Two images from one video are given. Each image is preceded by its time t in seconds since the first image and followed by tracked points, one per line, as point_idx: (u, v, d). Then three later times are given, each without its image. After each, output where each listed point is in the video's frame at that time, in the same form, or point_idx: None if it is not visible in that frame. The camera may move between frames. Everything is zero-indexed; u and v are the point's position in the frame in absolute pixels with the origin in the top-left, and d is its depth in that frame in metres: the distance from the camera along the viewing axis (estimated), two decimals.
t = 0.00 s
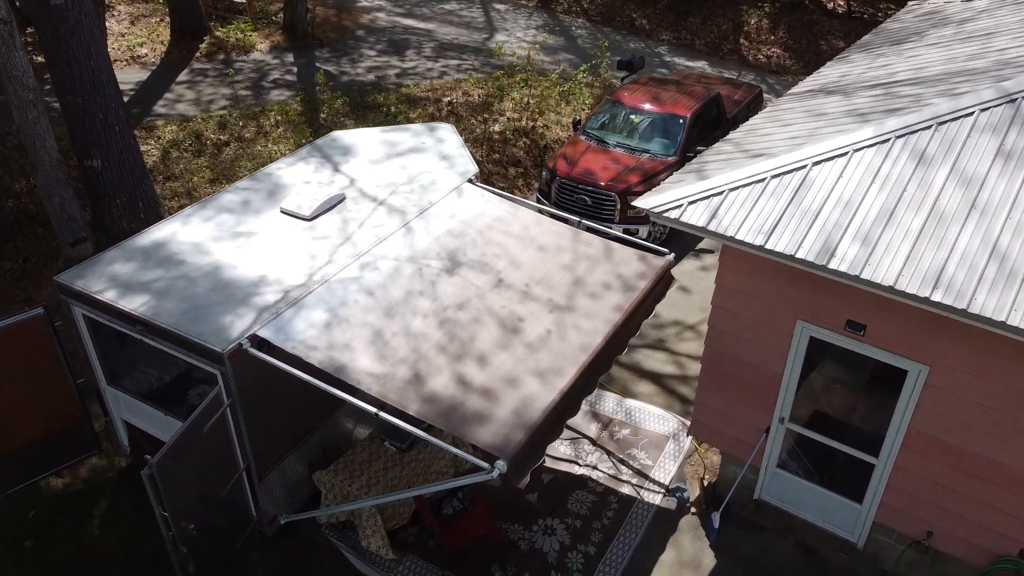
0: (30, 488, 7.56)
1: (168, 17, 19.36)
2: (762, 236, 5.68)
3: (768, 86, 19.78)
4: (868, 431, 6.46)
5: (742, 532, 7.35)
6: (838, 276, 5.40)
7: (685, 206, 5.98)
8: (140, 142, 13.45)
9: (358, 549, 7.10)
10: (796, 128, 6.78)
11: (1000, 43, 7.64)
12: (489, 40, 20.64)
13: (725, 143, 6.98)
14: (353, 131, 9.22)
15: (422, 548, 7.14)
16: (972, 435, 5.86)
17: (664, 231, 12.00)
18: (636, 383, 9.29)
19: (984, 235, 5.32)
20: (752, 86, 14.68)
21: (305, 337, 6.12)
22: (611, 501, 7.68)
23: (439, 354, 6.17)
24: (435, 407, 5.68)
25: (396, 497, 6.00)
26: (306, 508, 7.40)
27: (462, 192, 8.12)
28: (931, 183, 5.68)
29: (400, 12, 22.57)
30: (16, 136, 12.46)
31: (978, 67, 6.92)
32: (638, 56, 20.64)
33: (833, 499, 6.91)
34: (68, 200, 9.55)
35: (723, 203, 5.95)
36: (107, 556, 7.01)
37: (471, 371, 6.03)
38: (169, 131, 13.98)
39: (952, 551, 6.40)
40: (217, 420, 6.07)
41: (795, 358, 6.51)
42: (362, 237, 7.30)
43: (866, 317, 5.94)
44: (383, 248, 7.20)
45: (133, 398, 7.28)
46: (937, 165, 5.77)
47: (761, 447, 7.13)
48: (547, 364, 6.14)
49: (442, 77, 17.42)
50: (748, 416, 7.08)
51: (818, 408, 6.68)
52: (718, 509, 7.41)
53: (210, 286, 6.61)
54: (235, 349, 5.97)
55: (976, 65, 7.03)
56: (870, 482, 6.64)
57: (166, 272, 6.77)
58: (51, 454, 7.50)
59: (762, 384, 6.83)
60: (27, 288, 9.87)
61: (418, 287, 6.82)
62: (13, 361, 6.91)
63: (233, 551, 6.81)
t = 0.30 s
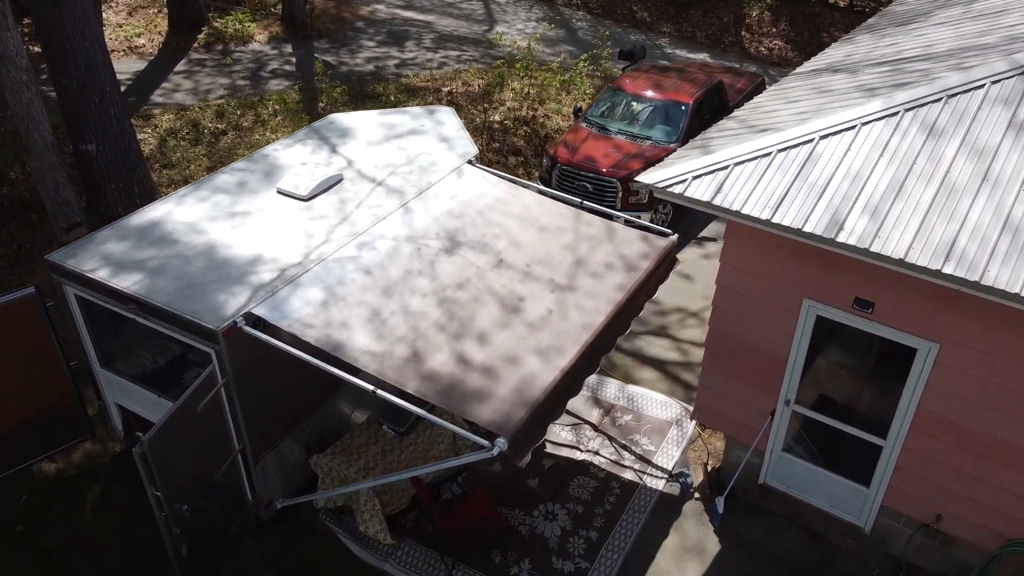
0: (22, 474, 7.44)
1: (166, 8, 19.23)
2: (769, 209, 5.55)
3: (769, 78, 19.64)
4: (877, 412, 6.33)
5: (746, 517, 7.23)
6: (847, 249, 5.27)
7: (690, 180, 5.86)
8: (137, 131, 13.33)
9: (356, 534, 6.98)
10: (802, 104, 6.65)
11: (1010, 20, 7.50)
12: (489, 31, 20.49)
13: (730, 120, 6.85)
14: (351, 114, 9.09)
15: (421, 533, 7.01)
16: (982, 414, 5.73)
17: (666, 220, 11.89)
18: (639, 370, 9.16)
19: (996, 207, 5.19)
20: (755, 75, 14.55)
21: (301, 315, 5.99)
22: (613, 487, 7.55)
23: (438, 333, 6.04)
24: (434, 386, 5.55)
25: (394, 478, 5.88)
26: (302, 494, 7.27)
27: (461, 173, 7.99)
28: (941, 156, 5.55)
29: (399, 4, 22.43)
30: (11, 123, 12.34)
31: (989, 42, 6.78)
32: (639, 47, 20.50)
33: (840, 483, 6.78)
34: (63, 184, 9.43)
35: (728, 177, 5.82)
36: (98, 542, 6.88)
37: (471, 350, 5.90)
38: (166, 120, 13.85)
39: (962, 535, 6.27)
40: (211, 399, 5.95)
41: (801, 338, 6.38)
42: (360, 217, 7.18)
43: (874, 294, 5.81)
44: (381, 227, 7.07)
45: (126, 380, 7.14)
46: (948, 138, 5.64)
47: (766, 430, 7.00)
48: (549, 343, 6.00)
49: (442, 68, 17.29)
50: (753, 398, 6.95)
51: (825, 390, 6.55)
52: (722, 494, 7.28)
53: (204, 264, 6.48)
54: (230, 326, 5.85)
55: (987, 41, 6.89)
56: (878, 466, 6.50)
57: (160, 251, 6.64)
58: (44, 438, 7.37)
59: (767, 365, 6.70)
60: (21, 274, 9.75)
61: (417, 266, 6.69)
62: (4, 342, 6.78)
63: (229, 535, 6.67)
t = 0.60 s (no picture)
0: (13, 458, 7.32)
1: None
2: (774, 182, 5.42)
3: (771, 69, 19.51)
4: (884, 394, 6.20)
5: (751, 502, 7.10)
6: (854, 222, 5.14)
7: (693, 154, 5.73)
8: (133, 119, 13.21)
9: (352, 519, 6.87)
10: (807, 80, 6.53)
11: None
12: (489, 23, 20.36)
13: (734, 96, 6.73)
14: (349, 97, 8.97)
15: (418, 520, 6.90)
16: (992, 392, 5.62)
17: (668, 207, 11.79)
18: (641, 356, 9.03)
19: (1008, 178, 5.05)
20: (757, 63, 14.42)
21: (297, 292, 5.87)
22: (615, 472, 7.42)
23: (436, 312, 5.91)
24: (432, 363, 5.42)
25: (391, 458, 5.76)
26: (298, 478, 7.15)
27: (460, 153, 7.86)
28: (951, 128, 5.43)
29: None
30: (6, 111, 12.21)
31: (998, 17, 6.65)
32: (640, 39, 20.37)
33: (846, 467, 6.65)
34: (56, 169, 9.31)
35: (732, 151, 5.70)
36: (90, 526, 6.76)
37: (470, 328, 5.77)
38: (162, 108, 13.73)
39: (969, 518, 6.16)
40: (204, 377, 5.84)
41: (805, 317, 6.26)
42: (357, 196, 7.05)
43: (881, 271, 5.69)
44: (379, 206, 6.95)
45: (119, 361, 7.00)
46: (957, 110, 5.52)
47: (770, 414, 6.88)
48: (549, 321, 5.88)
49: (441, 58, 17.16)
50: (757, 381, 6.83)
51: (831, 371, 6.42)
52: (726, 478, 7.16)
53: (198, 242, 6.36)
54: (224, 303, 5.73)
55: (996, 16, 6.76)
56: (884, 448, 6.39)
57: (152, 229, 6.51)
58: (37, 421, 7.25)
59: (771, 345, 6.58)
60: (15, 260, 9.63)
61: (415, 245, 6.56)
62: None
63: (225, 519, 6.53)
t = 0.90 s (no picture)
0: (5, 444, 7.22)
1: None
2: (778, 158, 5.32)
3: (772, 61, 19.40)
4: (889, 376, 6.10)
5: (754, 488, 7.01)
6: (860, 197, 5.03)
7: (695, 131, 5.64)
8: (130, 108, 13.11)
9: (350, 505, 6.79)
10: (812, 58, 6.43)
11: None
12: (489, 15, 20.25)
13: (737, 75, 6.63)
14: (347, 81, 8.87)
15: (416, 505, 6.81)
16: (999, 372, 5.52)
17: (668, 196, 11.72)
18: (641, 343, 8.94)
19: (1017, 152, 4.95)
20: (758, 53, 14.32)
21: (292, 272, 5.77)
22: (616, 459, 7.32)
23: (434, 291, 5.81)
24: (430, 342, 5.32)
25: (388, 440, 5.66)
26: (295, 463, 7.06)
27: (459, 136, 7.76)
28: (958, 102, 5.32)
29: None
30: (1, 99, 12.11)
31: None
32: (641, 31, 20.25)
33: (851, 451, 6.55)
34: (51, 154, 9.21)
35: (735, 127, 5.60)
36: (84, 511, 6.67)
37: (469, 307, 5.67)
38: (160, 97, 13.63)
39: (977, 502, 6.06)
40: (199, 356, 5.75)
41: (809, 299, 6.16)
42: (354, 177, 6.95)
43: (887, 250, 5.60)
44: (376, 188, 6.85)
45: (112, 345, 6.89)
46: (965, 85, 5.41)
47: (772, 398, 6.78)
48: (549, 301, 5.78)
49: (441, 49, 17.06)
50: (759, 364, 6.73)
51: (835, 354, 6.32)
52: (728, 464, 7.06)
53: (192, 222, 6.26)
54: (218, 282, 5.62)
55: None
56: (888, 432, 6.30)
57: (146, 209, 6.41)
58: (29, 406, 7.15)
59: (774, 328, 6.48)
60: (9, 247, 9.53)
61: (413, 226, 6.45)
62: None
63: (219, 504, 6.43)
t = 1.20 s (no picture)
0: None
1: None
2: (783, 128, 5.20)
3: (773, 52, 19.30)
4: (896, 354, 5.97)
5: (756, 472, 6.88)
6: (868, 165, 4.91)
7: (698, 101, 5.52)
8: (126, 96, 12.99)
9: (346, 487, 6.67)
10: (817, 30, 6.31)
11: None
12: (488, 6, 20.13)
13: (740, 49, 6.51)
14: (344, 61, 8.75)
15: (414, 487, 6.68)
16: (1010, 347, 5.40)
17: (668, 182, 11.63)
18: (642, 328, 8.82)
19: None
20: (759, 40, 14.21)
21: (286, 246, 5.65)
22: (617, 442, 7.19)
23: (431, 266, 5.68)
24: (427, 316, 5.20)
25: (384, 417, 5.53)
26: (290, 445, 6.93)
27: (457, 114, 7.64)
28: (968, 70, 5.20)
29: None
30: None
31: None
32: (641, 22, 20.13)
33: (856, 432, 6.42)
34: (45, 137, 9.09)
35: (739, 97, 5.48)
36: (75, 492, 6.55)
37: (467, 282, 5.54)
38: (156, 85, 13.52)
39: (986, 482, 5.94)
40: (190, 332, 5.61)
41: (814, 275, 6.04)
42: (350, 154, 6.83)
43: (894, 223, 5.48)
44: (372, 164, 6.73)
45: (103, 324, 6.77)
46: (974, 53, 5.29)
47: (776, 379, 6.66)
48: (548, 276, 5.65)
49: (440, 39, 16.95)
50: (763, 343, 6.61)
51: (840, 332, 6.20)
52: (731, 446, 6.94)
53: (184, 197, 6.14)
54: (210, 256, 5.50)
55: None
56: (895, 411, 6.17)
57: (138, 184, 6.29)
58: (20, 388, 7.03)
59: (778, 306, 6.35)
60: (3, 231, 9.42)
61: (410, 202, 6.33)
62: None
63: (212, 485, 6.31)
